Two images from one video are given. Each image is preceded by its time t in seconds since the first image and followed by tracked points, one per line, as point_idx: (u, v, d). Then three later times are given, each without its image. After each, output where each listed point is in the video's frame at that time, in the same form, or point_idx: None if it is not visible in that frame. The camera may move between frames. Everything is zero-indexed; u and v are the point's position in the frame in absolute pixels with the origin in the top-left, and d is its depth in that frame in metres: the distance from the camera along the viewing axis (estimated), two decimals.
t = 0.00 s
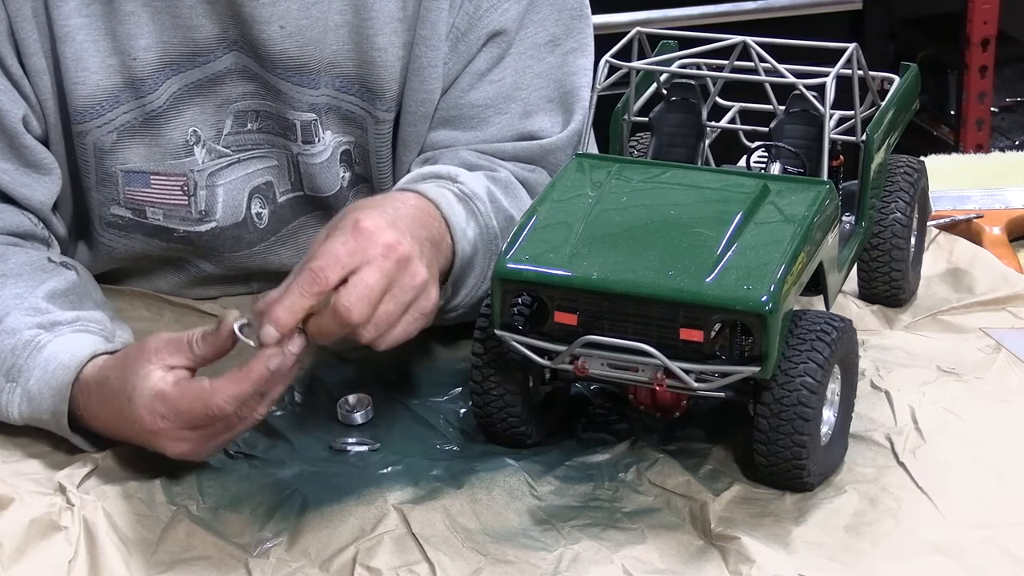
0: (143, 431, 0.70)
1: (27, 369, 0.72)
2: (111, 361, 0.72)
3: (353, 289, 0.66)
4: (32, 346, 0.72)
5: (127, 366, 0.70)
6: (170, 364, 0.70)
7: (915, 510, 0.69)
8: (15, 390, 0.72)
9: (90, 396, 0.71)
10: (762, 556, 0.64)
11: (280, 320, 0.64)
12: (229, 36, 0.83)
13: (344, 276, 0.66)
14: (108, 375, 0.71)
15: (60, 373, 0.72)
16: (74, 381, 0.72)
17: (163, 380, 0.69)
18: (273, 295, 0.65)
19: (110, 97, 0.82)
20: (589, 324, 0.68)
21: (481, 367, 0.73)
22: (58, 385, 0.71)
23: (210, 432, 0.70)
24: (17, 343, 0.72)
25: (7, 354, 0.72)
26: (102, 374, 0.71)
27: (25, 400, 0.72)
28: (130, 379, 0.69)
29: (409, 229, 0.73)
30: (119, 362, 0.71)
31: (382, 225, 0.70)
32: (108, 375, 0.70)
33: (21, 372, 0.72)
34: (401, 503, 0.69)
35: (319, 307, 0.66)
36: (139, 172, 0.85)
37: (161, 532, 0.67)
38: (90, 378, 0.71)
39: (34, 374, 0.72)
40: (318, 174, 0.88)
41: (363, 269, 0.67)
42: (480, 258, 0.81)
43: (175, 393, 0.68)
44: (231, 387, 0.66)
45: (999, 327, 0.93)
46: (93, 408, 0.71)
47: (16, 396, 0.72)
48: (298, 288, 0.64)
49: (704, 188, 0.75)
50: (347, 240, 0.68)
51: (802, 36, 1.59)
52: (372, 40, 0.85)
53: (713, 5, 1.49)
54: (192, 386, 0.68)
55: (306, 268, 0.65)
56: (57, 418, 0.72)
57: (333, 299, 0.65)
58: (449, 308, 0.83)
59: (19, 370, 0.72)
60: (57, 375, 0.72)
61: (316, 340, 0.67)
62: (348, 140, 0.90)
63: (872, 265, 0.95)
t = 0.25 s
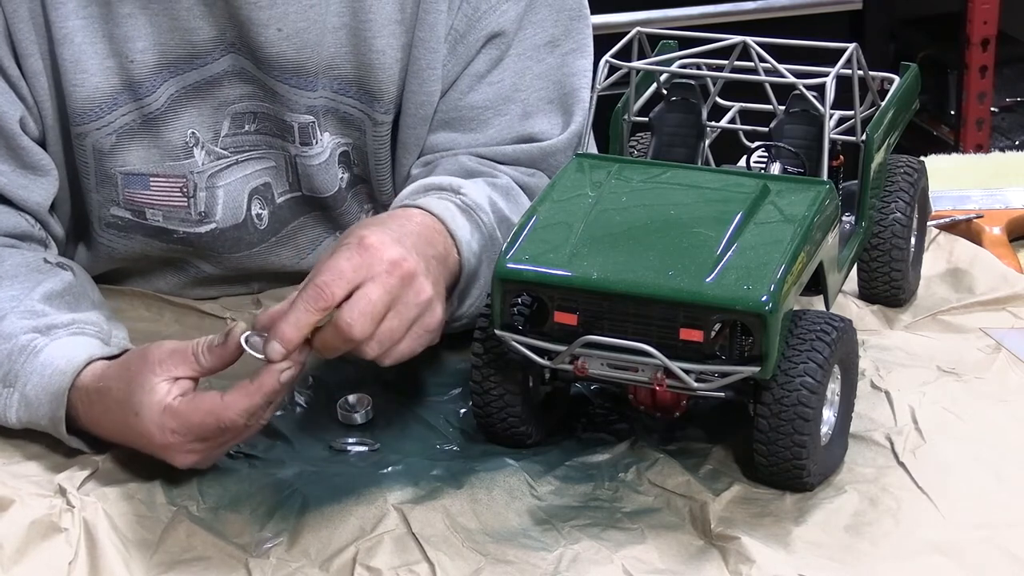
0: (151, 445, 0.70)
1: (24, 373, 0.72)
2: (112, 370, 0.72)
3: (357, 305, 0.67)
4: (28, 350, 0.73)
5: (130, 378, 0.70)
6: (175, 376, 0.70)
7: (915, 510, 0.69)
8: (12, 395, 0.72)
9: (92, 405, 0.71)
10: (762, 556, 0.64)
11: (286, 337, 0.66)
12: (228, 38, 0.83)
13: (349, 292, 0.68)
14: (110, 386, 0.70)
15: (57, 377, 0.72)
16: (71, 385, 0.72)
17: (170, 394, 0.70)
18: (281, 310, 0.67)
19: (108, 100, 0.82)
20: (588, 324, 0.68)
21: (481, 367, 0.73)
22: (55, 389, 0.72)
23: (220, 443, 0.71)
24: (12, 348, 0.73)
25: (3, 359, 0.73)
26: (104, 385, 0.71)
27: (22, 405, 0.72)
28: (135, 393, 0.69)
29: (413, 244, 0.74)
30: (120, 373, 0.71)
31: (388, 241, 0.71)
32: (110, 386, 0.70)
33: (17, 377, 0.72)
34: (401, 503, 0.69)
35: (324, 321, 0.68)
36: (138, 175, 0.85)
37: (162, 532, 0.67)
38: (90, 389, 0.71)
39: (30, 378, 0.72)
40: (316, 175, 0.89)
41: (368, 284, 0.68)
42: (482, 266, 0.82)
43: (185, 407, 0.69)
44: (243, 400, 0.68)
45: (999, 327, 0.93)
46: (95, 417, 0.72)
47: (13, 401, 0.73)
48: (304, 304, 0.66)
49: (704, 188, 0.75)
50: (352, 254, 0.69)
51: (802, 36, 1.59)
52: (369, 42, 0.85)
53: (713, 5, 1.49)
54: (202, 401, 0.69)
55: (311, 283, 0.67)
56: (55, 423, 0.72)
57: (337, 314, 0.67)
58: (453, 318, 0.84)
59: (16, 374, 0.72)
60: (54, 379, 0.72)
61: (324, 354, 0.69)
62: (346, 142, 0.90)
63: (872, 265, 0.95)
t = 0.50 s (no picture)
0: (156, 440, 0.70)
1: (22, 376, 0.72)
2: (109, 371, 0.72)
3: (352, 299, 0.68)
4: (26, 353, 0.73)
5: (130, 378, 0.70)
6: (176, 372, 0.71)
7: (915, 510, 0.69)
8: (10, 398, 0.73)
9: (90, 409, 0.72)
10: (762, 556, 0.64)
11: (275, 325, 0.66)
12: (228, 39, 0.83)
13: (344, 287, 0.68)
14: (109, 386, 0.70)
15: (55, 380, 0.72)
16: (69, 387, 0.72)
17: (173, 389, 0.70)
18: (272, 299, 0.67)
19: (108, 100, 0.82)
20: (588, 324, 0.68)
21: (482, 367, 0.73)
22: (53, 392, 0.72)
23: (225, 433, 0.71)
24: (10, 351, 0.73)
25: (2, 363, 0.73)
26: (103, 386, 0.71)
27: (20, 408, 0.73)
28: (139, 391, 0.70)
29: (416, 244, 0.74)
30: (118, 375, 0.71)
31: (387, 239, 0.72)
32: (110, 387, 0.70)
33: (15, 380, 0.73)
34: (402, 503, 0.69)
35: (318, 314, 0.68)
36: (138, 176, 0.85)
37: (162, 532, 0.67)
38: (87, 391, 0.72)
39: (29, 381, 0.72)
40: (316, 175, 0.89)
41: (364, 280, 0.68)
42: (488, 268, 0.81)
43: (187, 400, 0.69)
44: (248, 385, 0.68)
45: (999, 327, 0.93)
46: (95, 418, 0.72)
47: (11, 404, 0.73)
48: (296, 296, 0.67)
49: (704, 188, 0.75)
50: (349, 251, 0.69)
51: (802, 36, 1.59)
52: (369, 43, 0.85)
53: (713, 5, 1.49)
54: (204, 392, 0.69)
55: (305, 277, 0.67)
56: (54, 426, 0.72)
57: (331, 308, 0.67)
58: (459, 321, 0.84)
59: (14, 377, 0.73)
60: (52, 381, 0.72)
61: (318, 349, 0.70)
62: (345, 142, 0.90)
63: (872, 265, 0.95)
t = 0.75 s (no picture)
0: (158, 432, 0.70)
1: (21, 377, 0.72)
2: (104, 370, 0.72)
3: (346, 307, 0.68)
4: (25, 354, 0.73)
5: (126, 372, 0.70)
6: (171, 365, 0.71)
7: (915, 510, 0.69)
8: (10, 399, 0.73)
9: (89, 408, 0.72)
10: (762, 556, 0.64)
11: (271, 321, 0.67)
12: (227, 39, 0.83)
13: (341, 292, 0.68)
14: (105, 383, 0.70)
15: (54, 380, 0.72)
16: (69, 387, 0.72)
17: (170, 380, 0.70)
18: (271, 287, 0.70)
19: (108, 101, 0.82)
20: (589, 324, 0.68)
21: (482, 367, 0.73)
22: (53, 393, 0.72)
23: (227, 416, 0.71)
24: (9, 352, 0.73)
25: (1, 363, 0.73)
26: (99, 383, 0.71)
27: (20, 408, 0.73)
28: (134, 384, 0.69)
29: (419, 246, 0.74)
30: (114, 371, 0.71)
31: (392, 246, 0.72)
32: (106, 384, 0.70)
33: (14, 381, 0.73)
34: (402, 503, 0.69)
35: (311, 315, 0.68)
36: (137, 176, 0.85)
37: (162, 532, 0.67)
38: (85, 391, 0.72)
39: (28, 382, 0.72)
40: (315, 176, 0.89)
41: (362, 288, 0.69)
42: (484, 280, 0.81)
43: (186, 389, 0.69)
44: (245, 369, 0.69)
45: (999, 327, 0.93)
46: (94, 416, 0.72)
47: (11, 405, 0.73)
48: (296, 293, 0.67)
49: (704, 188, 0.75)
50: (354, 257, 0.70)
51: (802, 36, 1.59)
52: (368, 44, 0.85)
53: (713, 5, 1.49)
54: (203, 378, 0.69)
55: (307, 276, 0.68)
56: (53, 426, 0.72)
57: (325, 312, 0.68)
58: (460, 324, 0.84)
59: (13, 378, 0.73)
60: (51, 382, 0.72)
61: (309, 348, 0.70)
62: (344, 142, 0.90)
63: (872, 265, 0.95)
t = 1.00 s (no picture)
0: (156, 420, 0.70)
1: (21, 376, 0.72)
2: (107, 365, 0.72)
3: (350, 308, 0.68)
4: (25, 352, 0.73)
5: (129, 363, 0.70)
6: (173, 356, 0.71)
7: (915, 510, 0.69)
8: (10, 398, 0.73)
9: (89, 404, 0.71)
10: (762, 556, 0.64)
11: (274, 308, 0.66)
12: (228, 40, 0.84)
13: (347, 291, 0.68)
14: (108, 377, 0.70)
15: (54, 378, 0.72)
16: (68, 385, 0.72)
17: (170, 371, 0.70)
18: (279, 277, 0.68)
19: (109, 102, 0.82)
20: (588, 324, 0.68)
21: (482, 367, 0.73)
22: (53, 390, 0.72)
23: (226, 406, 0.70)
24: (9, 350, 0.73)
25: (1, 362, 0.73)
26: (103, 375, 0.71)
27: (20, 407, 0.73)
28: (136, 374, 0.69)
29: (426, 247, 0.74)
30: (117, 363, 0.71)
31: (399, 245, 0.71)
32: (109, 377, 0.70)
33: (14, 380, 0.73)
34: (401, 503, 0.69)
35: (314, 310, 0.68)
36: (138, 177, 0.85)
37: (162, 532, 0.67)
38: (86, 387, 0.72)
39: (28, 380, 0.72)
40: (316, 177, 0.89)
41: (367, 290, 0.69)
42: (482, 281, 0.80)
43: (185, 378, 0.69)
44: (244, 358, 0.68)
45: (999, 327, 0.93)
46: (95, 413, 0.71)
47: (11, 403, 0.73)
48: (302, 286, 0.67)
49: (704, 188, 0.75)
50: (363, 256, 0.69)
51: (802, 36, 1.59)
52: (369, 45, 0.85)
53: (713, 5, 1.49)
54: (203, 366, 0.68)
55: (316, 271, 0.67)
56: (54, 424, 0.72)
57: (329, 310, 0.67)
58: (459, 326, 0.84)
59: (14, 377, 0.73)
60: (51, 380, 0.72)
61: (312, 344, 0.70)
62: (345, 143, 0.90)
63: (872, 265, 0.95)
